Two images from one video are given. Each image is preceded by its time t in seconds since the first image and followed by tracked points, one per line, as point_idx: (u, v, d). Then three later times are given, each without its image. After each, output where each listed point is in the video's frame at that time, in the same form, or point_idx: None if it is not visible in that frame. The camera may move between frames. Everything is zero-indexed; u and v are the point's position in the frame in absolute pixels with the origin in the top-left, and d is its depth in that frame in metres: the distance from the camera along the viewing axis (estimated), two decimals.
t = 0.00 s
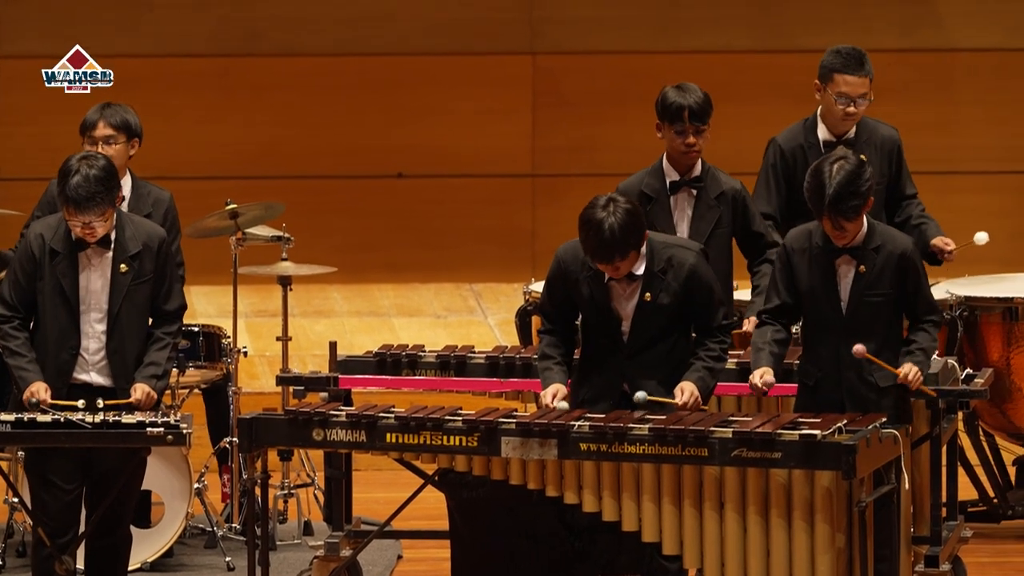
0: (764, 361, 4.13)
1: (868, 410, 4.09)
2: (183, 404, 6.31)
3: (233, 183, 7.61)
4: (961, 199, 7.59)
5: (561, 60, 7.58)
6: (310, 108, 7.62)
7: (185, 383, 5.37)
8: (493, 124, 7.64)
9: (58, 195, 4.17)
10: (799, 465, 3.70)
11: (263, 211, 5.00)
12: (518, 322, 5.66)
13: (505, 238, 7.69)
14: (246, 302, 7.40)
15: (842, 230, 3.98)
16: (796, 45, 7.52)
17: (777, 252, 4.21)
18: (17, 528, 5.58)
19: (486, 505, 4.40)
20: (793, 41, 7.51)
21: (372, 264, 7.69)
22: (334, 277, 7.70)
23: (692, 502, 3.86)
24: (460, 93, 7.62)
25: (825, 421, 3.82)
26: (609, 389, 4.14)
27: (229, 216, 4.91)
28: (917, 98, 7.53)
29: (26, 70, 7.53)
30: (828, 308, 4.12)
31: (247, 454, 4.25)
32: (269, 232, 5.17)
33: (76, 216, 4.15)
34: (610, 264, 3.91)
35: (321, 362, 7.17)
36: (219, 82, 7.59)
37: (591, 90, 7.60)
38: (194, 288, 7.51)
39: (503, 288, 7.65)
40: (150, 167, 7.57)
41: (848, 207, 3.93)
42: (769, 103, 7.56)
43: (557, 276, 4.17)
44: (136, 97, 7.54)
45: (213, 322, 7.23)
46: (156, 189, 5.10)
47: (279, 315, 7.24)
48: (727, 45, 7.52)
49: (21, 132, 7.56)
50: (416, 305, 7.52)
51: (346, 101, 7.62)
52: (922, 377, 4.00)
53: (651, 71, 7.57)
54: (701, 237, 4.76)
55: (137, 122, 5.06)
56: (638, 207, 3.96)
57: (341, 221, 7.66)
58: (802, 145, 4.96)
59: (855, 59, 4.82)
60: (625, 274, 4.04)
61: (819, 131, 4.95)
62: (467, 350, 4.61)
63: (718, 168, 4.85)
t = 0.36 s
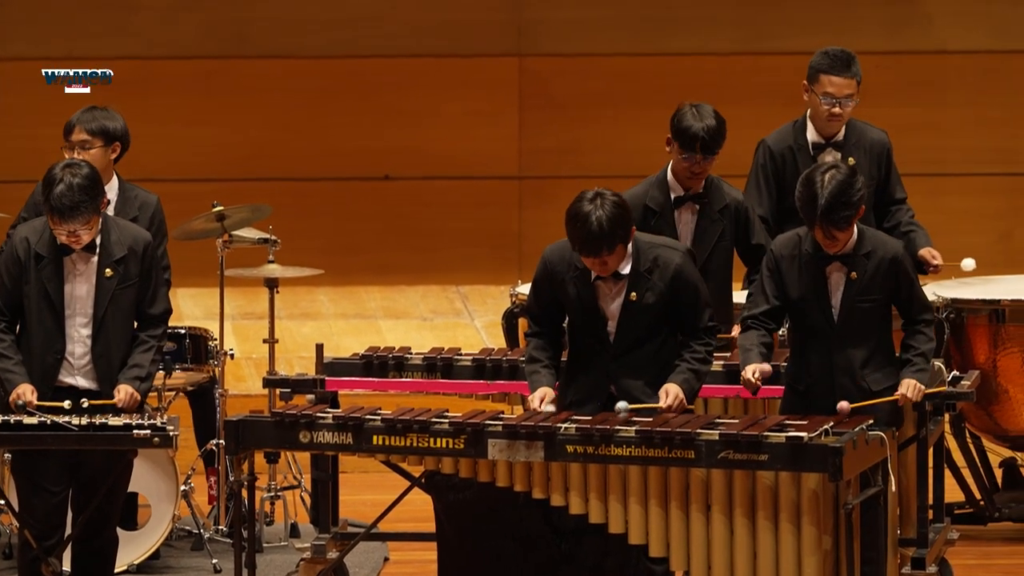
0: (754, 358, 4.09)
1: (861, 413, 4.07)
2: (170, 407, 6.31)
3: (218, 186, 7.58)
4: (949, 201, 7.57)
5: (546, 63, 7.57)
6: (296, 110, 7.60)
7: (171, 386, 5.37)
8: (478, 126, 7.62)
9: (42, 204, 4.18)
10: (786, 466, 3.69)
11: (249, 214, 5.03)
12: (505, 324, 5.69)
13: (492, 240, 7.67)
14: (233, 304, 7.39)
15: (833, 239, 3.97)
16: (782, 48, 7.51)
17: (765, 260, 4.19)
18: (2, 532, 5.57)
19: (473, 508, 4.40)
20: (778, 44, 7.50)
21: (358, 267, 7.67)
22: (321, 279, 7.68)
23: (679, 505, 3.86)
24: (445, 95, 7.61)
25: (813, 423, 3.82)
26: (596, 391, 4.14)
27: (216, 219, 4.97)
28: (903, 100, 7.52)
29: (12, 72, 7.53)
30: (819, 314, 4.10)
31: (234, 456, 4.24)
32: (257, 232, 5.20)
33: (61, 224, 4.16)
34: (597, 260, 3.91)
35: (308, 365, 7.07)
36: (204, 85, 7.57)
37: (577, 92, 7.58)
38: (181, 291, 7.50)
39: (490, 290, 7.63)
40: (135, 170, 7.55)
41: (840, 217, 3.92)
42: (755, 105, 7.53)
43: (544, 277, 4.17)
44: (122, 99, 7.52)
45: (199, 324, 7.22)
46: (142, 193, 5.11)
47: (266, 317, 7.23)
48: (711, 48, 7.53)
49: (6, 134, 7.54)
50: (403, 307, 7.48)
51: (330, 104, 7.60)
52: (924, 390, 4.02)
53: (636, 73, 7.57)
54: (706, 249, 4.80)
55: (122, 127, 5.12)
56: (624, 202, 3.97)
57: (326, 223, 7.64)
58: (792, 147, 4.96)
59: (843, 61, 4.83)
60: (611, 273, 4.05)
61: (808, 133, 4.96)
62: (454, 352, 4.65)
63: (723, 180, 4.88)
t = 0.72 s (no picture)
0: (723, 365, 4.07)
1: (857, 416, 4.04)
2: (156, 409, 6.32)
3: (204, 188, 7.56)
4: (935, 202, 7.56)
5: (531, 64, 7.57)
6: (281, 111, 7.58)
7: (157, 388, 5.39)
8: (463, 128, 7.60)
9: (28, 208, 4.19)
10: (772, 468, 3.69)
11: (235, 216, 5.06)
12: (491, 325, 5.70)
13: (478, 241, 7.66)
14: (219, 306, 7.37)
15: (822, 243, 3.93)
16: (768, 49, 7.50)
17: (754, 264, 4.14)
18: None
19: (457, 510, 4.41)
20: (764, 45, 7.50)
21: (345, 268, 7.65)
22: (306, 282, 7.65)
23: (665, 506, 3.85)
24: (430, 97, 7.60)
25: (799, 425, 3.83)
26: (583, 390, 4.14)
27: (202, 221, 4.99)
28: (889, 102, 7.51)
29: None
30: (810, 318, 4.05)
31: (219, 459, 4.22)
32: (245, 233, 5.24)
33: (46, 230, 4.16)
34: (581, 260, 3.92)
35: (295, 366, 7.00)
36: (190, 86, 7.55)
37: (563, 93, 7.58)
38: (166, 292, 7.49)
39: (476, 292, 7.61)
40: (120, 172, 7.52)
41: (829, 220, 3.87)
42: (742, 107, 7.52)
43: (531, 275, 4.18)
44: (107, 101, 7.50)
45: (185, 325, 7.21)
46: (127, 195, 5.12)
47: (252, 319, 7.22)
48: (696, 49, 7.53)
49: None
50: (389, 309, 7.46)
51: (316, 105, 7.59)
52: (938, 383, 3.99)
53: (622, 75, 7.56)
54: (701, 250, 4.76)
55: (107, 127, 5.13)
56: (611, 200, 3.96)
57: (313, 225, 7.63)
58: (779, 148, 4.96)
59: (827, 63, 4.82)
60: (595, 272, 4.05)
61: (796, 136, 4.96)
62: (440, 355, 4.70)
63: (720, 180, 4.84)
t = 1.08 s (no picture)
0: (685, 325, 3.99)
1: (841, 416, 4.05)
2: (142, 411, 6.34)
3: (188, 190, 7.56)
4: (920, 204, 7.56)
5: (515, 66, 7.57)
6: (264, 113, 7.58)
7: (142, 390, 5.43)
8: (447, 130, 7.61)
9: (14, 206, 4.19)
10: (756, 470, 3.69)
11: (220, 217, 5.09)
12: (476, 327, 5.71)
13: (463, 243, 7.65)
14: (204, 308, 7.36)
15: (807, 245, 3.90)
16: (752, 51, 7.50)
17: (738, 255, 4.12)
18: None
19: (445, 512, 4.41)
20: (747, 47, 7.49)
21: (330, 270, 7.65)
22: (291, 283, 7.64)
23: (650, 508, 3.85)
24: (414, 99, 7.60)
25: (784, 426, 3.82)
26: (569, 392, 4.15)
27: (187, 222, 4.99)
28: (874, 104, 7.50)
29: None
30: (796, 318, 4.04)
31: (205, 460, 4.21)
32: (230, 235, 5.30)
33: (32, 227, 4.16)
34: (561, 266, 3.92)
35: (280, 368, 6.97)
36: (174, 89, 7.54)
37: (547, 95, 7.58)
38: (151, 294, 7.49)
39: (461, 294, 7.59)
40: (106, 174, 7.54)
41: (814, 223, 3.84)
42: (725, 109, 7.51)
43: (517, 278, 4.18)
44: (92, 103, 7.51)
45: (170, 327, 7.22)
46: (113, 197, 5.13)
47: (236, 321, 7.22)
48: (680, 51, 7.52)
49: None
50: (373, 311, 7.44)
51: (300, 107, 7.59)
52: (943, 359, 3.88)
53: (606, 76, 7.56)
54: (683, 247, 4.75)
55: (92, 126, 5.14)
56: (591, 207, 3.97)
57: (297, 227, 7.63)
58: (764, 149, 4.96)
59: (812, 63, 4.83)
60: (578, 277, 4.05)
61: (781, 136, 4.95)
62: (425, 356, 4.74)
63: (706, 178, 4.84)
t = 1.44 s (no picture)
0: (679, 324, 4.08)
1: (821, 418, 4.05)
2: (127, 413, 6.35)
3: (173, 191, 7.56)
4: (905, 204, 7.56)
5: (499, 67, 7.57)
6: (248, 114, 7.58)
7: (126, 391, 5.45)
8: (431, 131, 7.61)
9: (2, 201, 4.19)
10: (740, 471, 3.68)
11: (204, 219, 5.11)
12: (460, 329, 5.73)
13: (448, 244, 7.65)
14: (189, 309, 7.37)
15: (787, 249, 3.90)
16: (736, 52, 7.49)
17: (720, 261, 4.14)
18: None
19: (429, 513, 4.40)
20: (731, 48, 7.49)
21: (314, 271, 7.65)
22: (275, 285, 7.65)
23: (634, 509, 3.84)
24: (398, 100, 7.60)
25: (768, 428, 3.81)
26: (554, 394, 4.14)
27: (171, 223, 5.02)
28: (858, 105, 7.50)
29: None
30: (775, 321, 4.04)
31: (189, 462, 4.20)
32: (212, 237, 5.31)
33: (19, 223, 4.16)
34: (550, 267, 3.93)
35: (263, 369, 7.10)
36: (158, 90, 7.54)
37: (531, 96, 7.58)
38: (135, 295, 7.50)
39: (445, 295, 7.60)
40: (92, 175, 7.54)
41: (794, 227, 3.85)
42: (709, 110, 7.52)
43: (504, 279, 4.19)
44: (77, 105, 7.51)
45: (154, 328, 7.24)
46: (97, 197, 5.14)
47: (221, 322, 7.22)
48: (663, 52, 7.52)
49: None
50: (357, 313, 7.50)
51: (284, 108, 7.59)
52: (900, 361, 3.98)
53: (590, 77, 7.56)
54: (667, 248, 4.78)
55: (79, 131, 5.14)
56: (576, 208, 3.97)
57: (281, 228, 7.63)
58: (745, 152, 4.98)
59: (798, 68, 4.80)
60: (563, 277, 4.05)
61: (763, 139, 4.97)
62: (409, 358, 4.76)
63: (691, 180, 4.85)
